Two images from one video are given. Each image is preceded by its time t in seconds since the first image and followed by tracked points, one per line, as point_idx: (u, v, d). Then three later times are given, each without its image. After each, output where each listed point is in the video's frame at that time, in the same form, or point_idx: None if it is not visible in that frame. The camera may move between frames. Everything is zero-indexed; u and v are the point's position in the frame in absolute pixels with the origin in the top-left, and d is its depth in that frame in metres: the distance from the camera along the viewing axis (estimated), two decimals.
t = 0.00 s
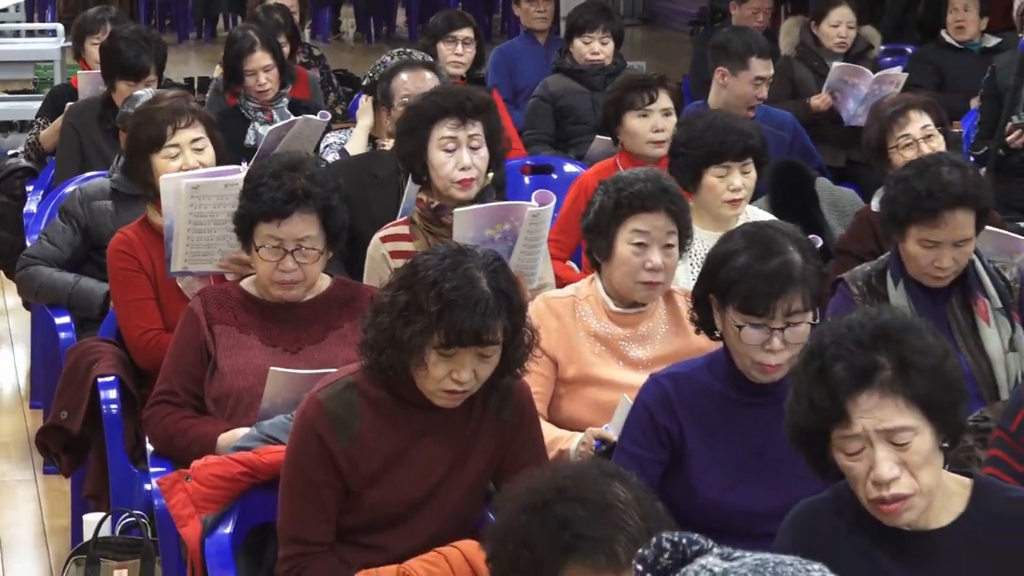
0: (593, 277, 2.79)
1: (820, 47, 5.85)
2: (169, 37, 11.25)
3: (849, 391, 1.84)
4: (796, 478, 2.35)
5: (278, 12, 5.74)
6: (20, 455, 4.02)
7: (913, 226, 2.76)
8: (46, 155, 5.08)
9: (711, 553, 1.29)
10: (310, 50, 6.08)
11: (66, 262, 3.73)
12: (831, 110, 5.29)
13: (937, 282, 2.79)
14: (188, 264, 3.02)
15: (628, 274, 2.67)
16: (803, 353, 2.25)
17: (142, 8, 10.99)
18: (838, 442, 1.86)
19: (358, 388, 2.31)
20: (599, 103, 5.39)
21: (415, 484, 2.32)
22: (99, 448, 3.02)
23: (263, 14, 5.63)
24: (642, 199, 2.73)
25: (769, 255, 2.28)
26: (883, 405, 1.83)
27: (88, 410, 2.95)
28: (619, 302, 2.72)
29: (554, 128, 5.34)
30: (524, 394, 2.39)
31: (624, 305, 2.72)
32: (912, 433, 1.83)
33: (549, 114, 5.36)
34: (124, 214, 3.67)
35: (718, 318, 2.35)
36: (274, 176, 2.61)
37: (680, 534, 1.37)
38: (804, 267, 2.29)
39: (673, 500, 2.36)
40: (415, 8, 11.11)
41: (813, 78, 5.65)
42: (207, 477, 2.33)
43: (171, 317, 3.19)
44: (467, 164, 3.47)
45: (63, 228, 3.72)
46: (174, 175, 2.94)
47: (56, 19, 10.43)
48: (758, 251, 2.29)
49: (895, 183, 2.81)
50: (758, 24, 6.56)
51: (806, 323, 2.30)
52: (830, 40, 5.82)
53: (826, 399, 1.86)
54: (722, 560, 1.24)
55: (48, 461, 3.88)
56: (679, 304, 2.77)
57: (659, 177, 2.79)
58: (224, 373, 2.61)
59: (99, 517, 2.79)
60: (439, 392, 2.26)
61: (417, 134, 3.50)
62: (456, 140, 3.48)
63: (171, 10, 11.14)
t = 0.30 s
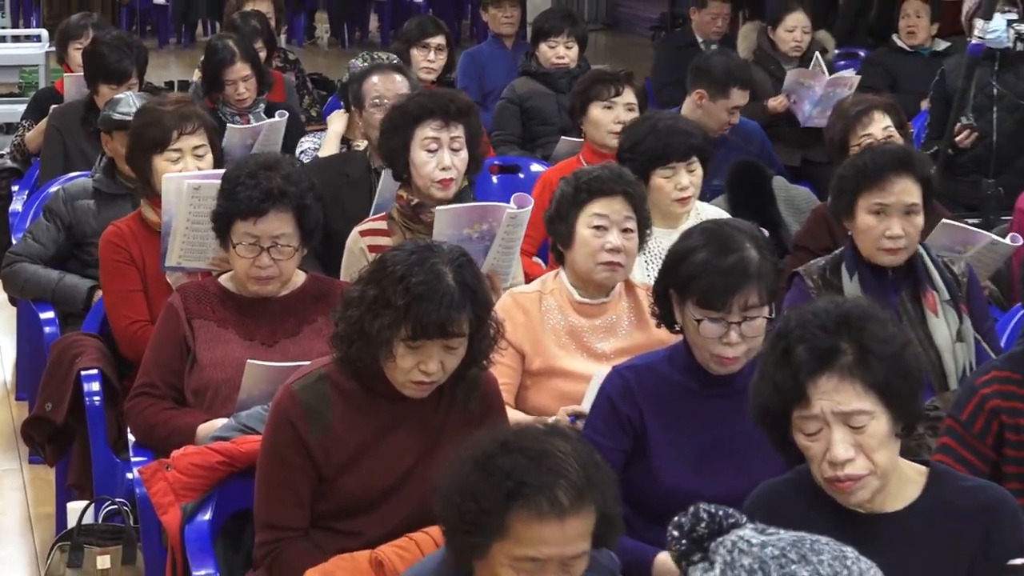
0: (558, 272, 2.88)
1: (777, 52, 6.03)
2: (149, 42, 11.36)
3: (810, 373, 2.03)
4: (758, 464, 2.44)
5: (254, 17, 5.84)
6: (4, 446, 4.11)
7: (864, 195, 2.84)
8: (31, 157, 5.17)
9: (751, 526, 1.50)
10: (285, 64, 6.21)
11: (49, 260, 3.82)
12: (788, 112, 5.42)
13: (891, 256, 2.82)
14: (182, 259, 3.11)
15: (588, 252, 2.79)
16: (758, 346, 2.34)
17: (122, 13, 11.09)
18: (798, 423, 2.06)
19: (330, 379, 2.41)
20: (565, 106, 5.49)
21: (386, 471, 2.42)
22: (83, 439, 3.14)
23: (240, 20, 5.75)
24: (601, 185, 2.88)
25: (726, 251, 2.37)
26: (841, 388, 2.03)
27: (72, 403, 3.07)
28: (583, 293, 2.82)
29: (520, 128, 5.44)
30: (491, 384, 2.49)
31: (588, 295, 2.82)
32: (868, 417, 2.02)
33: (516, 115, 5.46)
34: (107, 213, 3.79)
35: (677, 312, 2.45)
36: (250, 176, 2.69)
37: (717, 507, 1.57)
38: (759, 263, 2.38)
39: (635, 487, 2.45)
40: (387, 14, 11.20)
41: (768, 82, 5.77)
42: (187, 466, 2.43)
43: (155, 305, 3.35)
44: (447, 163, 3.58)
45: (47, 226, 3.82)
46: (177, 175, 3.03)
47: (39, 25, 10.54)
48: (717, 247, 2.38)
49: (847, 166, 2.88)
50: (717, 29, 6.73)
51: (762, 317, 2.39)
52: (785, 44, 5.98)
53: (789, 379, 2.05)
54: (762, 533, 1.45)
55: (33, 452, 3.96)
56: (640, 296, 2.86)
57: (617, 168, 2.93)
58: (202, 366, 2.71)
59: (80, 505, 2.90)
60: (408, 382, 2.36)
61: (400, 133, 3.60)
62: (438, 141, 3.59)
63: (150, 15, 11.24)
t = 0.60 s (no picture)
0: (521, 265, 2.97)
1: (732, 53, 6.26)
2: (127, 45, 11.62)
3: (764, 360, 2.12)
4: (717, 448, 2.53)
5: (230, 21, 6.08)
6: None
7: (814, 175, 2.95)
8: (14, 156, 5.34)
9: (773, 507, 1.56)
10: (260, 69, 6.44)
11: (30, 255, 4.01)
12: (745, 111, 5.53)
13: (843, 236, 2.86)
14: (174, 252, 3.16)
15: (542, 238, 2.88)
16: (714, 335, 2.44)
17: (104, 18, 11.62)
18: (752, 409, 2.14)
19: (303, 370, 2.50)
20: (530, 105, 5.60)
21: (357, 458, 2.50)
22: (63, 429, 3.23)
23: (217, 24, 5.97)
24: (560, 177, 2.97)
25: (683, 244, 2.47)
26: (794, 375, 2.10)
27: (53, 393, 3.15)
28: (545, 283, 2.91)
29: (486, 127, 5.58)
30: (457, 375, 2.57)
31: (550, 284, 2.91)
32: (820, 404, 2.09)
33: (480, 114, 5.60)
34: (87, 210, 4.00)
35: (637, 303, 2.54)
36: (225, 173, 2.79)
37: (741, 486, 1.63)
38: (716, 255, 2.47)
39: (599, 473, 2.55)
40: (358, 18, 11.77)
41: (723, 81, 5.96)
42: (164, 453, 2.52)
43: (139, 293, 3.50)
44: (433, 162, 3.67)
45: (29, 223, 4.02)
46: (179, 170, 3.12)
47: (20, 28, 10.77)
48: (674, 240, 2.48)
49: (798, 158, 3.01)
50: (675, 32, 6.94)
51: (718, 308, 2.48)
52: (739, 46, 6.21)
53: (745, 367, 2.13)
54: (788, 514, 1.50)
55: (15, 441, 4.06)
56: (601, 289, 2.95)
57: (569, 160, 3.05)
58: (179, 357, 2.82)
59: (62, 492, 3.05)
60: (377, 372, 2.45)
61: (391, 129, 3.69)
62: (426, 139, 3.69)
63: (132, 21, 11.70)
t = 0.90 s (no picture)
0: (487, 259, 3.07)
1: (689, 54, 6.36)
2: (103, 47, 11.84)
3: (722, 351, 2.21)
4: (678, 432, 2.62)
5: (209, 24, 6.21)
6: None
7: (769, 168, 3.04)
8: None
9: (765, 490, 1.45)
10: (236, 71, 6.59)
11: (13, 251, 4.14)
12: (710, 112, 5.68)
13: (798, 225, 2.96)
14: (160, 243, 3.18)
15: (505, 234, 2.98)
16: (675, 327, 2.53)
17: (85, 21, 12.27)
18: (711, 398, 2.23)
19: (277, 361, 2.59)
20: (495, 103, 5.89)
21: (330, 447, 2.59)
22: (45, 417, 3.34)
23: (194, 26, 6.13)
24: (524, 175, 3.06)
25: (645, 239, 2.56)
26: (751, 365, 2.20)
27: (35, 384, 3.25)
28: (510, 277, 3.02)
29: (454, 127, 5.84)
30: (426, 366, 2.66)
31: (514, 278, 3.01)
32: (775, 393, 2.19)
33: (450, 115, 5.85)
34: (68, 208, 4.12)
35: (600, 296, 2.63)
36: (201, 172, 2.89)
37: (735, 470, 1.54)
38: (676, 250, 2.57)
39: (562, 460, 2.64)
40: (330, 22, 12.15)
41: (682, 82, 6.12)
42: (143, 442, 2.60)
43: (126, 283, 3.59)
44: (414, 160, 3.75)
45: (11, 220, 4.14)
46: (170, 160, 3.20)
47: None
48: (636, 236, 2.57)
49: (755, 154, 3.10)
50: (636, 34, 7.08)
51: (678, 301, 2.58)
52: (695, 45, 6.32)
53: (704, 358, 2.22)
54: (778, 498, 1.38)
55: None
56: (564, 282, 3.06)
57: (528, 159, 3.13)
58: (158, 350, 2.91)
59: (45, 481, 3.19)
60: (349, 363, 2.54)
61: (377, 125, 3.76)
62: (409, 137, 3.77)
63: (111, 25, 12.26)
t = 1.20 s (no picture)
0: (462, 255, 3.17)
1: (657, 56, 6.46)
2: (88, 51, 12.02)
3: (690, 341, 2.29)
4: (651, 422, 2.70)
5: (193, 29, 6.34)
6: None
7: (737, 172, 3.12)
8: None
9: (731, 483, 1.49)
10: (221, 74, 6.73)
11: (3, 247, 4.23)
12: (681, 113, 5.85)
13: (762, 230, 3.07)
14: (152, 239, 3.28)
15: (484, 231, 3.07)
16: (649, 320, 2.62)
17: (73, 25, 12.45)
18: (679, 387, 2.33)
19: (258, 354, 2.67)
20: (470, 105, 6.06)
21: (310, 436, 2.68)
22: (36, 409, 3.42)
23: (179, 30, 6.25)
24: (501, 174, 3.15)
25: (621, 236, 2.64)
26: (717, 356, 2.28)
27: (26, 376, 3.34)
28: (485, 272, 3.12)
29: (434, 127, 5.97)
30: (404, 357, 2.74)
31: (489, 274, 3.12)
32: (741, 383, 2.27)
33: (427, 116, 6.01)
34: (57, 206, 4.22)
35: (574, 290, 2.71)
36: (186, 170, 3.00)
37: (706, 460, 1.58)
38: (650, 246, 2.65)
39: (534, 448, 2.72)
40: (310, 25, 12.45)
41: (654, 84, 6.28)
42: (130, 432, 2.69)
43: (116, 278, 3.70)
44: (400, 161, 3.86)
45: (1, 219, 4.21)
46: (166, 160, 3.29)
47: None
48: (612, 232, 2.65)
49: (723, 152, 3.18)
50: (606, 38, 7.17)
51: (652, 294, 2.66)
52: (662, 46, 6.44)
53: (672, 347, 2.31)
54: (743, 491, 1.42)
55: None
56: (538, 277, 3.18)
57: (506, 159, 3.23)
58: (144, 343, 3.02)
59: (35, 468, 3.28)
60: (327, 355, 2.63)
61: (366, 124, 3.85)
62: (397, 138, 3.86)
63: (99, 30, 12.50)
